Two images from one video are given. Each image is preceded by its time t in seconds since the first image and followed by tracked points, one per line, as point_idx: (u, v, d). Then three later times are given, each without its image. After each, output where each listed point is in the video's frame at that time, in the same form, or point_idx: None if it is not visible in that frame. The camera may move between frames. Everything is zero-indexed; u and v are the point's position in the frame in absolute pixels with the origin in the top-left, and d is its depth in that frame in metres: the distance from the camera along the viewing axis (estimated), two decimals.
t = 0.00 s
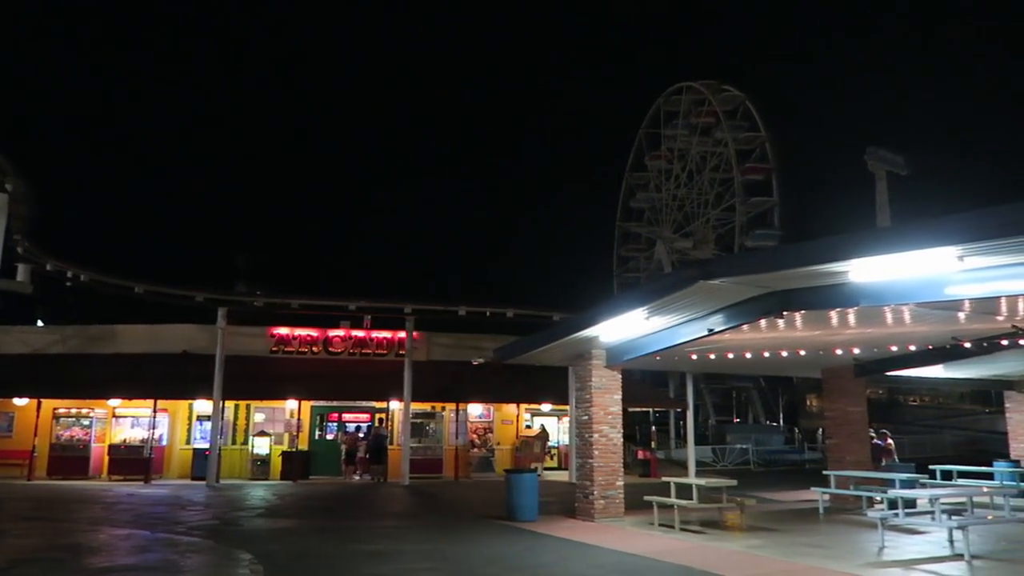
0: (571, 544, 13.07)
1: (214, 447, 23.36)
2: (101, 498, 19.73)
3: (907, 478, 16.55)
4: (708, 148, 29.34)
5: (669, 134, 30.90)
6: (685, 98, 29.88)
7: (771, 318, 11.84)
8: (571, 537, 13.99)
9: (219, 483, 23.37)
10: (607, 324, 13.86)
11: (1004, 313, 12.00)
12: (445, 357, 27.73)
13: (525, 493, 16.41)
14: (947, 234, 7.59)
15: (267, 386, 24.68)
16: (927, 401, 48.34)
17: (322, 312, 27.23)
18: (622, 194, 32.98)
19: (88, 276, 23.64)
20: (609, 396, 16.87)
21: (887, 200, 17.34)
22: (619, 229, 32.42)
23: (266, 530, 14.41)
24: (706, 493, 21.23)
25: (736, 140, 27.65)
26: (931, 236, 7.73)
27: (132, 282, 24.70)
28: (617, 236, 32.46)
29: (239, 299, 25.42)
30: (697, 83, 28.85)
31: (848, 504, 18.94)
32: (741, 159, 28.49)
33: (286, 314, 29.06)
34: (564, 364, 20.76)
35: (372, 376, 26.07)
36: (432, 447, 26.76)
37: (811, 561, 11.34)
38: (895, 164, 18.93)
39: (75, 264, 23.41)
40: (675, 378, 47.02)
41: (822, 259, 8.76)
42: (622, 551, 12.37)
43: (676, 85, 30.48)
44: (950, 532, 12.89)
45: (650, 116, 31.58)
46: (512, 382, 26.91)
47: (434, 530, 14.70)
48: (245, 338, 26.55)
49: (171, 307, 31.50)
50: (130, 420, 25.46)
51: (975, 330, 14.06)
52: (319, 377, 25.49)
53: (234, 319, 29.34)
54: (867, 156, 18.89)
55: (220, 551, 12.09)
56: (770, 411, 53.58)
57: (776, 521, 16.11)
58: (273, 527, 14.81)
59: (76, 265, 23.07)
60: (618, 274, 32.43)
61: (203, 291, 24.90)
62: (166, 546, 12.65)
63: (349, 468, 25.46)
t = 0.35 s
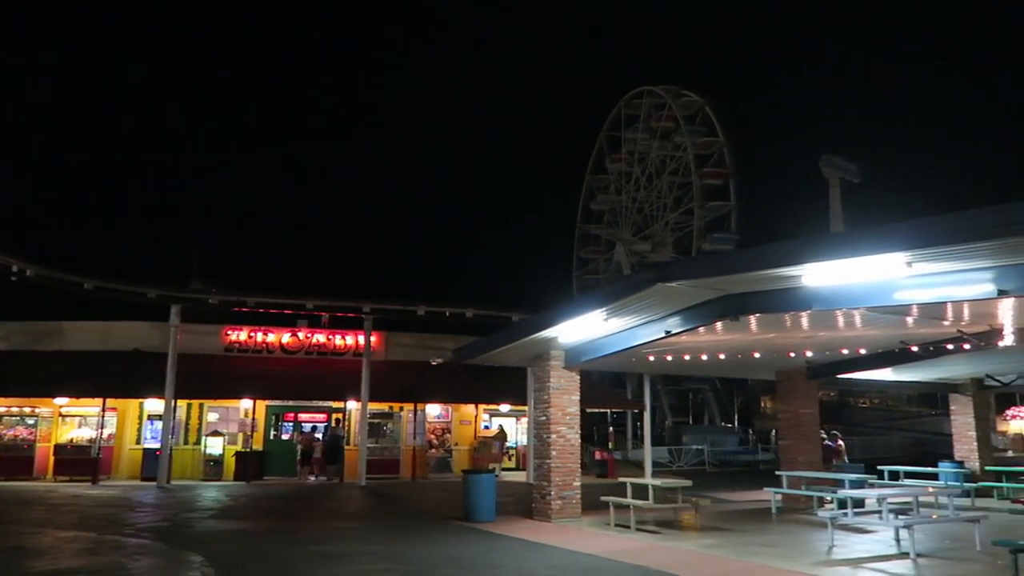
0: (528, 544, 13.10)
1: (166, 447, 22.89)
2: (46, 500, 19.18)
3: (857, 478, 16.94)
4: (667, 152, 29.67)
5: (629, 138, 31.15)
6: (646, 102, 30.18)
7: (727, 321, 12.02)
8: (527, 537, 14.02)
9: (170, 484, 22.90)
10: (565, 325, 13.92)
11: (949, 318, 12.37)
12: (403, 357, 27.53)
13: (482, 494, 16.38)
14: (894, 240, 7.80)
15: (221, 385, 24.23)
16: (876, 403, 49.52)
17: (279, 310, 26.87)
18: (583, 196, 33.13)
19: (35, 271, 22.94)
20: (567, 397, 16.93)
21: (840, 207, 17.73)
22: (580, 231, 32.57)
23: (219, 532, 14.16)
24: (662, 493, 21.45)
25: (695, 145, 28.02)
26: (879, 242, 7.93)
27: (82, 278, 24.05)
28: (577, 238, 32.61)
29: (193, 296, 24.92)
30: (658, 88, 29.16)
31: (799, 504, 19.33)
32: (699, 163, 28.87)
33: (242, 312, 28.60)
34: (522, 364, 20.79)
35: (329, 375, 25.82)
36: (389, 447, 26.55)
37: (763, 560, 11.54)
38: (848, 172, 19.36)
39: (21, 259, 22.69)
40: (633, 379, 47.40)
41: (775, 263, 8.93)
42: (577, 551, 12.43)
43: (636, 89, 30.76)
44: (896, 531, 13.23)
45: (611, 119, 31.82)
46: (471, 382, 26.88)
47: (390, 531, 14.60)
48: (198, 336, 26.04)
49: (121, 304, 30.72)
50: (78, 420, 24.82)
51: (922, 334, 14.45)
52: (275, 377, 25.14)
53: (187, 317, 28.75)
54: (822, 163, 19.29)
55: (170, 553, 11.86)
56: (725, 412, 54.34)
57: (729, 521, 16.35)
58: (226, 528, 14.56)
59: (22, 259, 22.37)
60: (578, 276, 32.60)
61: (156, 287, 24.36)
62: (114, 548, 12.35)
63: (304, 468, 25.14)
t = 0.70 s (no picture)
0: (490, 543, 13.10)
1: (121, 445, 22.44)
2: None
3: (814, 476, 17.23)
4: (632, 153, 29.85)
5: (594, 139, 31.28)
6: (611, 103, 30.33)
7: (689, 321, 12.14)
8: (489, 536, 13.99)
9: (125, 483, 22.45)
10: (529, 324, 13.93)
11: (904, 320, 12.63)
12: (365, 355, 27.33)
13: (445, 493, 16.33)
14: (852, 242, 7.94)
15: (179, 382, 23.79)
16: (833, 403, 50.46)
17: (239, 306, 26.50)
18: (548, 195, 33.20)
19: None
20: (529, 396, 16.95)
21: (800, 210, 18.00)
22: (545, 230, 32.64)
23: (175, 532, 13.93)
24: (623, 491, 21.58)
25: (659, 147, 28.23)
26: (837, 244, 8.07)
27: (34, 272, 23.42)
28: (543, 237, 32.67)
29: (151, 292, 24.44)
30: (623, 89, 29.31)
31: (758, 502, 19.65)
32: (663, 165, 29.11)
33: (201, 309, 28.12)
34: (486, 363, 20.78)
35: (290, 373, 25.54)
36: (351, 446, 26.33)
37: (721, 558, 11.68)
38: (808, 176, 19.67)
39: None
40: (596, 379, 47.65)
41: (736, 264, 9.04)
42: (539, 550, 12.46)
43: (602, 90, 30.89)
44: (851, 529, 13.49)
45: (577, 120, 31.90)
46: (435, 380, 26.79)
47: (351, 530, 14.47)
48: (155, 332, 25.53)
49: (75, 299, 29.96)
50: (29, 418, 24.20)
51: (878, 336, 14.75)
52: (234, 374, 24.78)
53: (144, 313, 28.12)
54: (783, 167, 19.56)
55: (123, 554, 11.62)
56: (686, 411, 54.98)
57: (689, 520, 16.53)
58: (183, 528, 14.33)
59: None
60: (542, 275, 32.65)
61: (112, 282, 23.82)
62: (66, 549, 12.06)
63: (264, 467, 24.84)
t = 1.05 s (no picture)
0: (455, 542, 13.08)
1: (79, 442, 21.96)
2: None
3: (776, 476, 17.46)
4: (601, 154, 29.98)
5: (564, 139, 31.36)
6: (581, 104, 30.42)
7: (656, 321, 12.22)
8: (455, 535, 13.94)
9: (82, 481, 22.01)
10: (497, 323, 13.92)
11: (864, 322, 12.87)
12: (331, 353, 27.10)
13: (410, 491, 16.27)
14: (815, 245, 8.06)
15: (140, 377, 23.37)
16: (795, 403, 51.26)
17: (202, 302, 26.15)
18: (517, 194, 33.21)
19: None
20: (496, 395, 16.94)
21: (765, 212, 18.23)
22: (513, 229, 32.64)
23: (133, 531, 13.68)
24: (589, 490, 21.70)
25: (628, 148, 28.39)
26: (800, 247, 8.19)
27: None
28: (511, 236, 32.67)
29: (111, 286, 24.00)
30: (593, 90, 29.40)
31: (722, 500, 19.91)
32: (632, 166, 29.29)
33: (163, 304, 27.67)
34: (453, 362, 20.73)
35: (254, 370, 25.25)
36: (316, 444, 26.12)
37: (684, 556, 11.79)
38: (773, 179, 19.93)
39: None
40: (563, 378, 47.78)
41: (702, 266, 9.13)
42: (504, 548, 12.47)
43: (572, 91, 30.98)
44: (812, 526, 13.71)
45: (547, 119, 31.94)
46: (401, 378, 26.67)
47: (315, 529, 14.34)
48: (115, 327, 25.04)
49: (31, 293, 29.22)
50: None
51: (839, 338, 14.99)
52: (197, 370, 24.42)
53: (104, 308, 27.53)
54: (748, 170, 19.78)
55: (80, 554, 11.38)
56: (652, 410, 55.43)
57: (654, 518, 16.68)
58: (142, 527, 14.09)
59: None
60: (510, 274, 32.64)
61: (71, 276, 23.33)
62: (20, 549, 11.78)
63: (227, 466, 24.53)
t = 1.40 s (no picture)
0: (423, 540, 13.05)
1: (39, 441, 21.50)
2: None
3: (743, 475, 17.65)
4: (573, 153, 30.07)
5: (536, 138, 31.39)
6: (553, 104, 30.47)
7: (626, 320, 12.28)
8: (423, 534, 13.89)
9: (42, 481, 21.55)
10: (467, 321, 13.90)
11: (830, 323, 13.07)
12: (300, 351, 26.85)
13: (379, 490, 16.17)
14: (782, 247, 8.15)
15: (102, 374, 22.89)
16: (762, 403, 51.91)
17: (168, 299, 25.75)
18: (489, 193, 33.17)
19: None
20: (466, 393, 16.92)
21: (735, 213, 18.41)
22: (485, 227, 32.60)
23: (94, 531, 13.42)
24: (558, 488, 21.79)
25: (599, 148, 28.50)
26: (769, 248, 8.29)
27: None
28: (483, 235, 32.63)
29: (74, 281, 23.54)
30: (565, 90, 29.46)
31: (689, 499, 20.12)
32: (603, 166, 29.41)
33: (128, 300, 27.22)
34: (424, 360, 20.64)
35: (221, 368, 24.94)
36: (283, 443, 25.88)
37: (652, 554, 11.85)
38: (742, 181, 20.14)
39: None
40: (533, 377, 47.85)
41: (672, 266, 9.19)
42: (472, 547, 12.46)
43: (544, 90, 31.02)
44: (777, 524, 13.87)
45: (519, 118, 31.95)
46: (371, 376, 26.51)
47: (281, 528, 14.20)
48: (78, 323, 24.53)
49: None
50: None
51: (805, 338, 15.18)
52: (162, 367, 24.03)
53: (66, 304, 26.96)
54: (718, 172, 19.96)
55: (39, 555, 11.14)
56: (621, 409, 55.75)
57: (622, 516, 16.77)
58: (104, 527, 13.83)
59: None
60: (481, 273, 32.57)
61: (32, 271, 22.79)
62: None
63: (193, 464, 24.12)
